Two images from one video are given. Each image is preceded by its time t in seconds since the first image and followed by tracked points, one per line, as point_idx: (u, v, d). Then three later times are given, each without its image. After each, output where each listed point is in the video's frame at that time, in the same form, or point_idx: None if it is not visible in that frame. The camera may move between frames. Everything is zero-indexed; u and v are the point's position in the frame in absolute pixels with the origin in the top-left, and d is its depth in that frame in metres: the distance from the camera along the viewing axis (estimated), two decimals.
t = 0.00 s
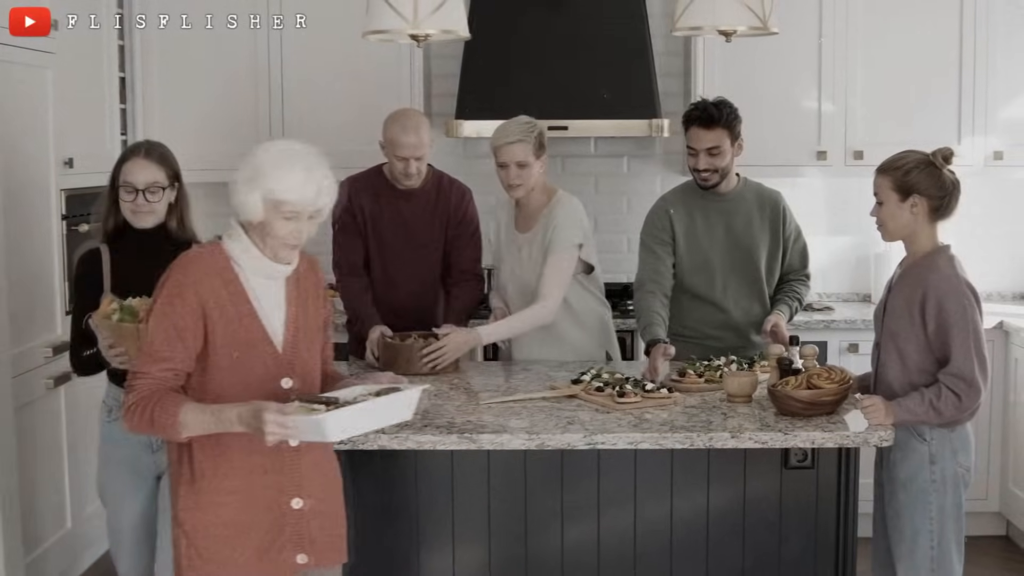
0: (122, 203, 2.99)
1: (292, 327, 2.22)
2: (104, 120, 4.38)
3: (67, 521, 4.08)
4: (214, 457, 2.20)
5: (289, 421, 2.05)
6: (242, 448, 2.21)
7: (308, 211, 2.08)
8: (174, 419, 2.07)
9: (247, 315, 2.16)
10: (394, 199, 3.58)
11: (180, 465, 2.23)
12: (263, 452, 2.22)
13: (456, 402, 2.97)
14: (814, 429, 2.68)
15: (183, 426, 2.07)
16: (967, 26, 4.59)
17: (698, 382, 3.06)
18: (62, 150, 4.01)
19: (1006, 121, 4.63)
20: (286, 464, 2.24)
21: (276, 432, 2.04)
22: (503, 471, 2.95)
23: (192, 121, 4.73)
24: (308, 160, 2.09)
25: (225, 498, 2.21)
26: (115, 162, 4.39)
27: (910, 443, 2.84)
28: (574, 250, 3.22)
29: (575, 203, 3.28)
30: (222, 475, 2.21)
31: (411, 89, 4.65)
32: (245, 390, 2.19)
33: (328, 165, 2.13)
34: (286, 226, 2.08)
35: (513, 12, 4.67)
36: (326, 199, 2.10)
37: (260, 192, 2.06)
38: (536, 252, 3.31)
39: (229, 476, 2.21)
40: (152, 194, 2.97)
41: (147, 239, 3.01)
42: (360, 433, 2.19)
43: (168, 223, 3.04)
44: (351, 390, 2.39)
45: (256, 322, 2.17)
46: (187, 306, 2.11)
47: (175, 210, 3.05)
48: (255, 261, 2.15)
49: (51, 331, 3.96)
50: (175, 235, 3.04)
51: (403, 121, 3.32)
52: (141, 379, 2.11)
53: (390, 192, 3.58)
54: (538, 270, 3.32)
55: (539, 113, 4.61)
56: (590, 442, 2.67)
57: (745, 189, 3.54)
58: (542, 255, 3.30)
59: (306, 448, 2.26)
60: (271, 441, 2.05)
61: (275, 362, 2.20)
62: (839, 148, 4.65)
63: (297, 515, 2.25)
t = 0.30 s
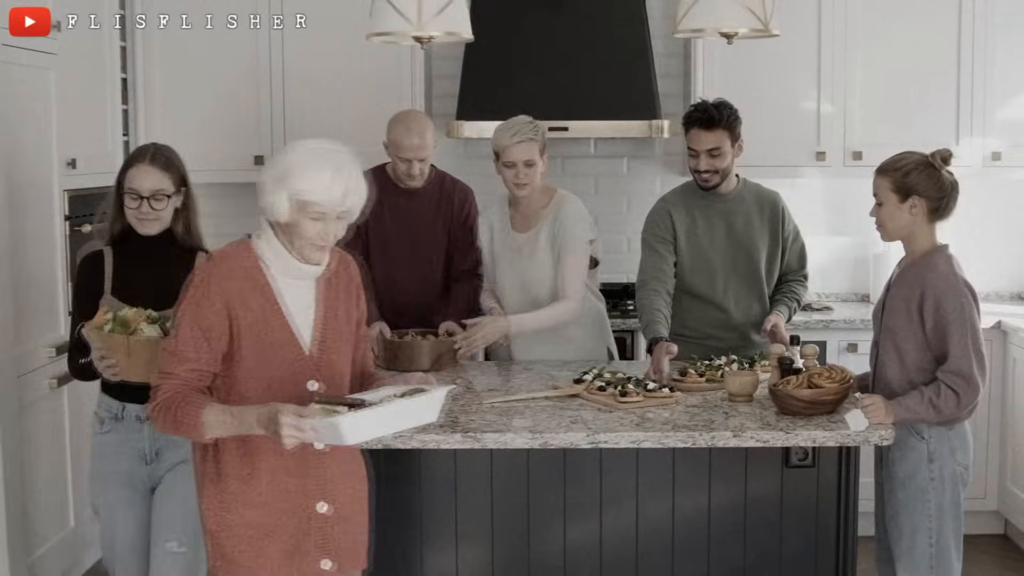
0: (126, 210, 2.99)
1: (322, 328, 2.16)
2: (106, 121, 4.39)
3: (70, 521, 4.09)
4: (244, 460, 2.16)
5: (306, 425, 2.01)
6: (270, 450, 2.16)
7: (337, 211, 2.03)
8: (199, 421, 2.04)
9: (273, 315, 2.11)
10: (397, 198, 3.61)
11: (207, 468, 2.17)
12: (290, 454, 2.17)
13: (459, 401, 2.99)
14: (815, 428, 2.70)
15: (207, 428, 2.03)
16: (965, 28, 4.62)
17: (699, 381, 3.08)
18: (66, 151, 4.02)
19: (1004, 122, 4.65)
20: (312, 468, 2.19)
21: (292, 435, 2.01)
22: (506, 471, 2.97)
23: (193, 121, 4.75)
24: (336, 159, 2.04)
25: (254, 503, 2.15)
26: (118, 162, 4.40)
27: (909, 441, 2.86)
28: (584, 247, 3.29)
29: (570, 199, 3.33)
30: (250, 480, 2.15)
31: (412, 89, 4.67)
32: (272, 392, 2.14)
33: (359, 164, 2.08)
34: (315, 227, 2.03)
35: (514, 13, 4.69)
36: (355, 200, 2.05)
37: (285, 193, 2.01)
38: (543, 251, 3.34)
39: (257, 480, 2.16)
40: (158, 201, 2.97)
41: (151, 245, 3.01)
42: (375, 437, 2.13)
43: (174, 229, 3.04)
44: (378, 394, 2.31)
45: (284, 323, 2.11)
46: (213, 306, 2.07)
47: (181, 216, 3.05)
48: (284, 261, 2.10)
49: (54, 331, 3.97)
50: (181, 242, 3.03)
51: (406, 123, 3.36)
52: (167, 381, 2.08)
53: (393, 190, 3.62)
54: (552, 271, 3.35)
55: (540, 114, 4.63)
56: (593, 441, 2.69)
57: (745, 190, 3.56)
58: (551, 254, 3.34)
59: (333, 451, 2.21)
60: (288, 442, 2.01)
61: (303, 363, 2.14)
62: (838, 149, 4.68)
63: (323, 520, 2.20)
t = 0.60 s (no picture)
0: (131, 211, 2.92)
1: (347, 334, 2.06)
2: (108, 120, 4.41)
3: (72, 520, 4.10)
4: (262, 465, 2.05)
5: (316, 434, 1.93)
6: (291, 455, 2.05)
7: (360, 216, 1.92)
8: (215, 427, 1.95)
9: (296, 319, 2.02)
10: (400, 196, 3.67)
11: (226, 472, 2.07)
12: (310, 459, 2.06)
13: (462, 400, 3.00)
14: (816, 427, 2.72)
15: (223, 434, 1.95)
16: (963, 30, 4.65)
17: (699, 380, 3.10)
18: (68, 152, 4.03)
19: (1002, 122, 4.68)
20: (332, 475, 2.07)
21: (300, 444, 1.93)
22: (508, 469, 2.99)
23: (193, 121, 4.76)
24: (363, 163, 1.94)
25: (270, 509, 2.05)
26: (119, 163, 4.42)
27: (907, 439, 2.89)
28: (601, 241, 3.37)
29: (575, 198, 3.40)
30: (268, 485, 2.05)
31: (413, 90, 4.69)
32: (293, 399, 2.05)
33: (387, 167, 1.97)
34: (338, 233, 1.93)
35: (513, 14, 4.71)
36: (381, 206, 1.94)
37: (307, 198, 1.91)
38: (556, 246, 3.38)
39: (275, 485, 2.05)
40: (162, 203, 2.91)
41: (156, 245, 2.97)
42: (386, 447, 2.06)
43: (179, 230, 2.99)
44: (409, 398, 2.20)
45: (306, 327, 2.02)
46: (234, 310, 1.98)
47: (187, 217, 3.01)
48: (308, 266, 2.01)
49: (56, 331, 3.98)
50: (186, 242, 2.99)
51: (407, 124, 3.40)
52: (188, 384, 2.00)
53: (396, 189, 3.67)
54: (569, 262, 3.38)
55: (540, 115, 4.65)
56: (596, 439, 2.71)
57: (743, 190, 3.58)
58: (565, 248, 3.38)
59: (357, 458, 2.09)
60: (297, 451, 1.94)
61: (326, 369, 2.05)
62: (836, 149, 4.69)
63: (341, 530, 2.07)
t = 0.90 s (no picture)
0: (128, 210, 2.86)
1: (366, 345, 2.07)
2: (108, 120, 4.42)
3: (74, 519, 4.11)
4: (288, 475, 2.06)
5: (319, 448, 1.90)
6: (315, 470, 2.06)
7: (377, 223, 1.88)
8: (230, 435, 1.95)
9: (314, 328, 2.03)
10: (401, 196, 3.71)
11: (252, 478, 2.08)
12: (339, 473, 2.07)
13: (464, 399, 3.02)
14: (816, 425, 2.74)
15: (237, 443, 1.94)
16: (960, 30, 4.67)
17: (698, 377, 3.12)
18: (69, 151, 4.05)
19: (999, 122, 4.71)
20: (360, 490, 2.09)
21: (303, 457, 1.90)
22: (510, 467, 3.00)
23: (192, 120, 4.77)
24: (379, 167, 1.90)
25: (295, 522, 2.05)
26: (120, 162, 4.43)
27: (906, 436, 2.91)
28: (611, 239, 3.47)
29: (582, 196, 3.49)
30: (292, 498, 2.06)
31: (413, 90, 4.71)
32: (312, 410, 2.04)
33: (405, 171, 1.94)
34: (355, 240, 1.90)
35: (512, 14, 4.73)
36: (399, 211, 1.89)
37: (322, 205, 1.88)
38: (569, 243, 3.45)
39: (302, 497, 2.06)
40: (160, 201, 2.85)
41: (154, 243, 2.90)
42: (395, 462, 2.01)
43: (177, 226, 2.92)
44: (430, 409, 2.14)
45: (325, 336, 2.04)
46: (252, 318, 2.00)
47: (185, 213, 2.93)
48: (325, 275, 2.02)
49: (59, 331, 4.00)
50: (185, 239, 2.92)
51: (408, 124, 3.49)
52: (208, 393, 2.01)
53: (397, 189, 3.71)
54: (579, 260, 3.45)
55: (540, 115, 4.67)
56: (597, 437, 2.73)
57: (742, 189, 3.59)
58: (576, 246, 3.45)
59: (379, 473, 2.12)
60: (300, 464, 1.91)
61: (345, 379, 2.05)
62: (834, 149, 4.71)
63: (362, 544, 2.10)
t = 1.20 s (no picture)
0: (124, 217, 2.68)
1: (386, 356, 1.99)
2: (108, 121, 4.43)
3: (75, 518, 4.13)
4: (305, 492, 1.98)
5: (322, 461, 1.80)
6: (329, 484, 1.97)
7: (390, 224, 1.86)
8: (240, 446, 1.89)
9: (332, 337, 1.96)
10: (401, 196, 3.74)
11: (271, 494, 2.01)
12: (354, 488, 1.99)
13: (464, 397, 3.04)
14: (815, 423, 2.76)
15: (247, 454, 1.88)
16: (956, 30, 4.69)
17: (694, 374, 3.15)
18: (69, 151, 4.06)
19: (995, 121, 4.73)
20: (375, 504, 2.00)
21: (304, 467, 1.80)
22: (510, 465, 3.02)
23: (191, 120, 4.78)
24: (392, 167, 1.89)
25: (313, 539, 1.97)
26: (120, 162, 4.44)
27: (904, 434, 2.93)
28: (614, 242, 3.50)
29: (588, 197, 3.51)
30: (307, 513, 1.98)
31: (412, 90, 4.72)
32: (329, 423, 1.97)
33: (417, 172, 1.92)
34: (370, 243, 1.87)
35: (511, 15, 4.73)
36: (412, 213, 1.87)
37: (335, 208, 1.87)
38: (577, 243, 3.48)
39: (318, 515, 1.97)
40: (157, 207, 2.68)
41: (152, 252, 2.72)
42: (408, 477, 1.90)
43: (176, 234, 2.73)
44: (444, 424, 2.03)
45: (343, 347, 1.96)
46: (267, 325, 1.94)
47: (184, 220, 2.74)
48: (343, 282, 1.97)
49: (59, 330, 4.01)
50: (184, 248, 2.73)
51: (407, 125, 3.56)
52: (222, 402, 1.95)
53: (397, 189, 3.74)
54: (585, 262, 3.48)
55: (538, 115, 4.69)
56: (598, 436, 2.74)
57: (738, 189, 3.61)
58: (584, 246, 3.48)
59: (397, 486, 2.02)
60: (305, 478, 1.81)
61: (363, 392, 1.98)
62: (831, 149, 4.74)
63: (381, 560, 2.00)
